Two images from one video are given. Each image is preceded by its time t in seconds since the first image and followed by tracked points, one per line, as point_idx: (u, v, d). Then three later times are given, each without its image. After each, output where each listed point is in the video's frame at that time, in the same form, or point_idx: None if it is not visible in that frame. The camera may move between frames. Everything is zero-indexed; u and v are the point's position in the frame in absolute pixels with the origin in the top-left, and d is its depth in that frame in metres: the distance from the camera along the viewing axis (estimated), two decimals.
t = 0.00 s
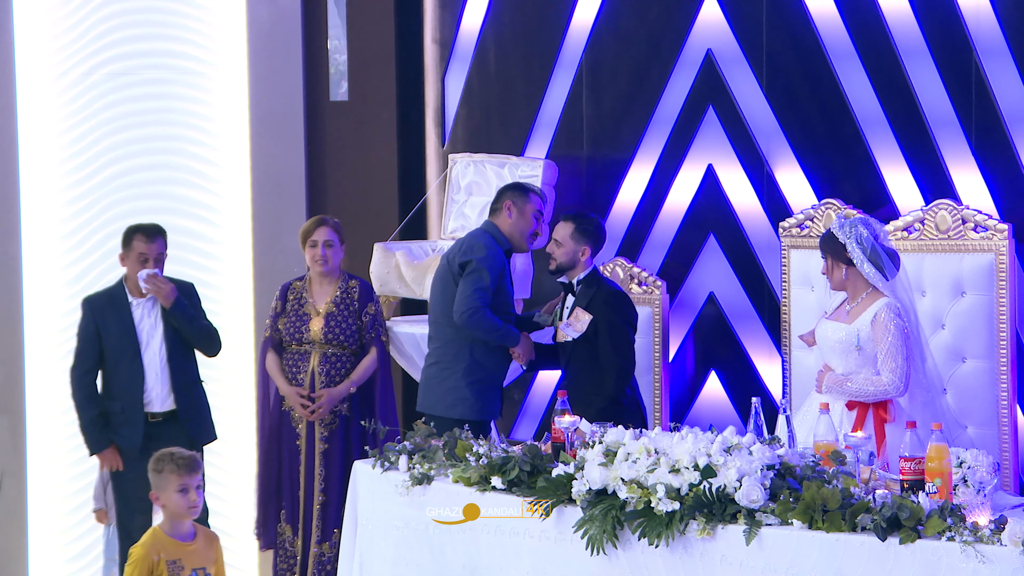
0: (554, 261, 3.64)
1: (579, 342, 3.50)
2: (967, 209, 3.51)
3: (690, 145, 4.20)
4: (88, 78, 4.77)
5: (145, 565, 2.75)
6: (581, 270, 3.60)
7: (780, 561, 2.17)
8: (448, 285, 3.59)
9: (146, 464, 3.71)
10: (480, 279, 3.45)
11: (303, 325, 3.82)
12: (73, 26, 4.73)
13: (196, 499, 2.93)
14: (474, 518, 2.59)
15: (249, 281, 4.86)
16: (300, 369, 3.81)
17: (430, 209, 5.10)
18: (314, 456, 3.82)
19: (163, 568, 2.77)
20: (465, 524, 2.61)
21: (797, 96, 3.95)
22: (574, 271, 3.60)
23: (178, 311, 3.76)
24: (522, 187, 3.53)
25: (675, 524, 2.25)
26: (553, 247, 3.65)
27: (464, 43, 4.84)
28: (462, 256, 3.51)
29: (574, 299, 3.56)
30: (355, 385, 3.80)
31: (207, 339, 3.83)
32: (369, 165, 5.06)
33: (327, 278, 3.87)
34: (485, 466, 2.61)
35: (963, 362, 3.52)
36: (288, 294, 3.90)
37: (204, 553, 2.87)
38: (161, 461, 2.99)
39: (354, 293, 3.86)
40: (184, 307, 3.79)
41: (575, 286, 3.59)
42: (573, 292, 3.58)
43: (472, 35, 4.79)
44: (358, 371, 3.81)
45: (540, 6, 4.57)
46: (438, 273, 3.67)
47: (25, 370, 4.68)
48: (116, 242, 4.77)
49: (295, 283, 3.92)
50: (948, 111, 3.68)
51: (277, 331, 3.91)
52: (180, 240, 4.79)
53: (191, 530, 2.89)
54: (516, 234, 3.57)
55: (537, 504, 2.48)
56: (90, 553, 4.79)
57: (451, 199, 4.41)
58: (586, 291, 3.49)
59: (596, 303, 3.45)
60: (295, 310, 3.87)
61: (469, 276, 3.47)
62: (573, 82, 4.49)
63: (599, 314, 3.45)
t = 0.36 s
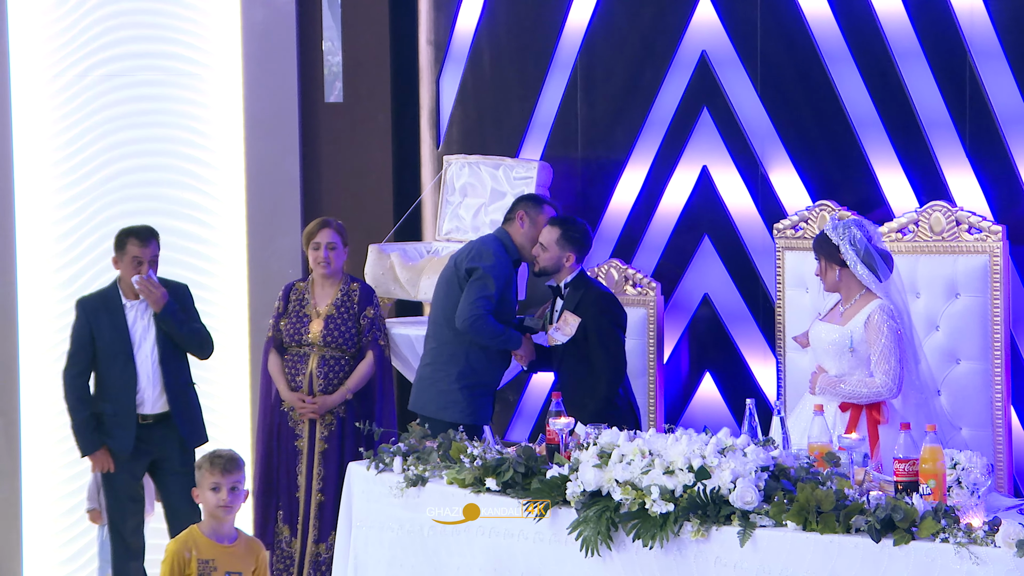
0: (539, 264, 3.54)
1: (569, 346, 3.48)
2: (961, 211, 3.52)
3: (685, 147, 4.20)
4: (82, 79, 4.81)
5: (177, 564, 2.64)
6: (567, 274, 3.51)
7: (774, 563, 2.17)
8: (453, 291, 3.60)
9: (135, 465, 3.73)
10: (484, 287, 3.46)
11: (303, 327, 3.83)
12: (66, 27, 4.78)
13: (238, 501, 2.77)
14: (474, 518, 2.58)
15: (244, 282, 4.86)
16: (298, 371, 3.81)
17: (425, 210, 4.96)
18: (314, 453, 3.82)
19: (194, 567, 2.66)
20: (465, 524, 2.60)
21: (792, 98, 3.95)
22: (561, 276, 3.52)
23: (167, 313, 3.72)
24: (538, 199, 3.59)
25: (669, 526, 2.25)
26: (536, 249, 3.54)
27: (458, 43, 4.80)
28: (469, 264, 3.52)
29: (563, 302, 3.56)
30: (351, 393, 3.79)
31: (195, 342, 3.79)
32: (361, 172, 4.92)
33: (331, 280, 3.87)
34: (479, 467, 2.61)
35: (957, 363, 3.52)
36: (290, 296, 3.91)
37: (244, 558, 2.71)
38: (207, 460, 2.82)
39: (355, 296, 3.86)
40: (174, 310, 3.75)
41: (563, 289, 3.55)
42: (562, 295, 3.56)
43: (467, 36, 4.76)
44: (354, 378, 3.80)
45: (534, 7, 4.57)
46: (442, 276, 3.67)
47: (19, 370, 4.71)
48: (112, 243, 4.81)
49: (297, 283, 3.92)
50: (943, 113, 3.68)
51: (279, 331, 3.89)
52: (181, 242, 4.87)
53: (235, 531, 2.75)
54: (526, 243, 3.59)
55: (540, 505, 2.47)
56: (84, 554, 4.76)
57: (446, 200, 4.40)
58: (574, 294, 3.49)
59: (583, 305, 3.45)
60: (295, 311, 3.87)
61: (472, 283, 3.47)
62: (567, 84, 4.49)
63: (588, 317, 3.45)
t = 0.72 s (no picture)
0: (552, 261, 3.63)
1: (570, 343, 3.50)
2: (957, 210, 3.52)
3: (681, 146, 4.21)
4: (78, 79, 4.81)
5: None
6: (578, 270, 3.59)
7: (770, 562, 2.17)
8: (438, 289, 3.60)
9: (131, 465, 3.73)
10: (467, 283, 3.46)
11: (299, 324, 3.82)
12: (63, 27, 4.78)
13: (243, 514, 2.81)
14: (474, 518, 2.57)
15: (240, 282, 4.85)
16: (295, 369, 3.80)
17: (421, 209, 4.96)
18: (313, 451, 3.82)
19: None
20: (465, 524, 2.59)
21: (789, 97, 3.95)
22: (572, 271, 3.60)
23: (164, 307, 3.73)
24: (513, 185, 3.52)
25: (664, 524, 2.25)
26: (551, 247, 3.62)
27: (454, 43, 4.81)
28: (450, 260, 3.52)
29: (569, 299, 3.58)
30: (348, 391, 3.79)
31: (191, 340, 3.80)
32: (359, 169, 4.94)
33: (327, 279, 3.86)
34: (475, 466, 2.61)
35: (953, 362, 3.52)
36: (286, 294, 3.91)
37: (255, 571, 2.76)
38: (209, 476, 2.85)
39: (351, 293, 3.85)
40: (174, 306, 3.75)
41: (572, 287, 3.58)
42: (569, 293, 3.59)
43: (463, 36, 4.77)
44: (351, 376, 3.80)
45: (531, 7, 4.57)
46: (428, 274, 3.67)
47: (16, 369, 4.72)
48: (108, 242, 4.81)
49: (293, 283, 3.92)
50: (938, 112, 3.68)
51: (274, 330, 3.90)
52: (178, 242, 4.87)
53: (247, 543, 2.80)
54: (502, 232, 3.54)
55: (540, 505, 2.45)
56: (81, 553, 4.77)
57: (442, 199, 4.41)
58: (580, 292, 3.50)
59: (590, 303, 3.45)
60: (291, 309, 3.86)
61: (454, 280, 3.48)
62: (564, 84, 4.49)
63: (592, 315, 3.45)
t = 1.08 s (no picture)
0: (563, 257, 3.72)
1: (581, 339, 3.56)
2: (952, 207, 3.51)
3: (675, 145, 4.21)
4: (74, 77, 4.80)
5: None
6: (588, 266, 3.68)
7: (764, 560, 2.17)
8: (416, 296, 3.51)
9: (134, 462, 3.72)
10: (437, 288, 3.34)
11: (289, 320, 3.83)
12: (58, 24, 4.77)
13: (232, 523, 2.80)
14: (474, 518, 2.56)
15: (235, 280, 4.86)
16: (284, 365, 3.81)
17: (417, 206, 5.02)
18: (302, 447, 3.83)
19: None
20: (465, 524, 2.58)
21: (783, 95, 3.95)
22: (582, 267, 3.69)
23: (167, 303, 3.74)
24: (459, 172, 3.38)
25: (659, 522, 2.25)
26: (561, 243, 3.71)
27: (449, 42, 4.82)
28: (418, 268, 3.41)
29: (580, 295, 3.63)
30: (338, 386, 3.79)
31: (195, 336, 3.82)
32: (355, 168, 4.95)
33: (317, 276, 3.88)
34: (470, 464, 2.61)
35: (948, 360, 3.52)
36: (274, 292, 3.92)
37: None
38: (198, 484, 2.87)
39: (341, 290, 3.86)
40: (169, 295, 3.75)
41: (583, 284, 3.63)
42: (580, 289, 3.64)
43: (458, 35, 4.78)
44: (341, 372, 3.80)
45: (526, 5, 4.58)
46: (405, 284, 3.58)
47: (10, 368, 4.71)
48: (103, 240, 4.80)
49: (282, 280, 3.93)
50: (933, 110, 3.68)
51: (263, 327, 3.90)
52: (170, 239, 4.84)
53: (238, 551, 2.79)
54: (459, 223, 3.42)
55: (541, 505, 2.46)
56: (76, 551, 4.76)
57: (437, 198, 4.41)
58: (594, 288, 3.55)
59: (604, 298, 3.51)
60: (281, 306, 3.88)
61: (425, 288, 3.37)
62: (558, 83, 4.50)
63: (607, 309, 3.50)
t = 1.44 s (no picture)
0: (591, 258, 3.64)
1: (607, 338, 3.59)
2: (945, 206, 3.51)
3: (669, 143, 4.22)
4: (67, 74, 4.81)
5: None
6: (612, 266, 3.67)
7: (757, 558, 2.17)
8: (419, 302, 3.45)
9: (139, 459, 3.74)
10: (444, 290, 3.27)
11: (280, 318, 3.83)
12: (52, 22, 4.78)
13: (250, 538, 2.76)
14: (474, 518, 2.55)
15: (229, 278, 4.86)
16: (277, 362, 3.79)
17: (409, 208, 4.99)
18: (295, 445, 3.82)
19: None
20: (464, 524, 2.57)
21: (776, 93, 3.96)
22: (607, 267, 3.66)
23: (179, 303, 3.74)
24: (456, 173, 3.36)
25: (652, 520, 2.24)
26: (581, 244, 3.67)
27: (443, 40, 4.83)
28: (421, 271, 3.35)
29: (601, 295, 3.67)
30: (331, 381, 3.79)
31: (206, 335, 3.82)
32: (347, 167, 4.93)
33: (307, 274, 3.89)
34: (463, 462, 2.61)
35: (940, 359, 3.52)
36: (263, 291, 3.91)
37: None
38: (219, 496, 2.83)
39: (331, 288, 3.88)
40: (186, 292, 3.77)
41: (604, 283, 3.67)
42: (601, 288, 3.67)
43: (451, 33, 4.78)
44: (334, 367, 3.81)
45: (519, 4, 4.58)
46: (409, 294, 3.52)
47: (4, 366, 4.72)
48: (98, 239, 4.82)
49: (270, 279, 3.93)
50: (926, 109, 3.68)
51: (253, 326, 3.90)
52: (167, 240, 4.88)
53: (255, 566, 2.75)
54: (455, 226, 3.38)
55: (541, 505, 2.45)
56: (71, 549, 4.76)
57: (430, 196, 4.41)
58: (620, 288, 3.63)
59: (631, 297, 3.59)
60: (270, 304, 3.87)
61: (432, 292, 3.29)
62: (552, 81, 4.50)
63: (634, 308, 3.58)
